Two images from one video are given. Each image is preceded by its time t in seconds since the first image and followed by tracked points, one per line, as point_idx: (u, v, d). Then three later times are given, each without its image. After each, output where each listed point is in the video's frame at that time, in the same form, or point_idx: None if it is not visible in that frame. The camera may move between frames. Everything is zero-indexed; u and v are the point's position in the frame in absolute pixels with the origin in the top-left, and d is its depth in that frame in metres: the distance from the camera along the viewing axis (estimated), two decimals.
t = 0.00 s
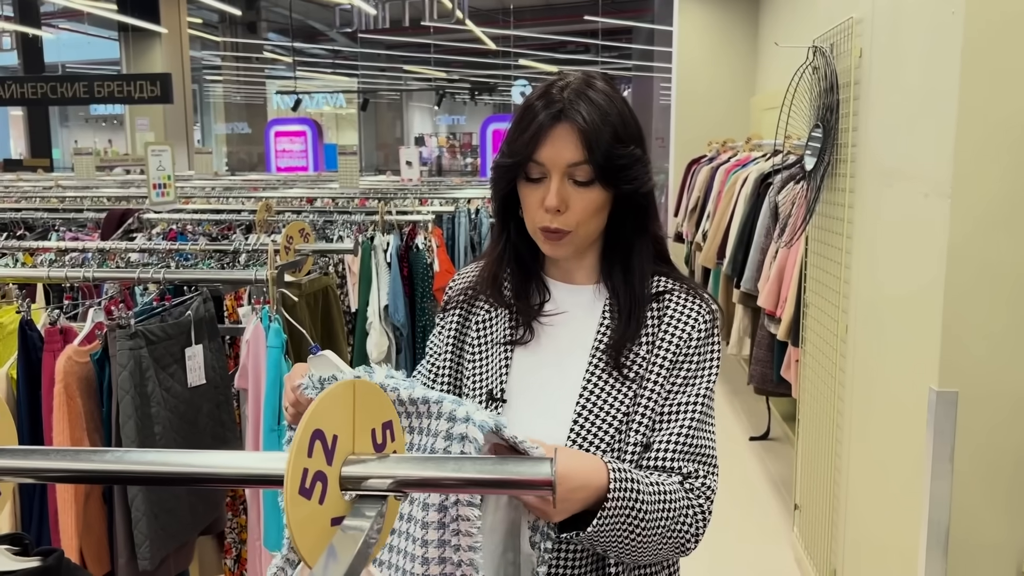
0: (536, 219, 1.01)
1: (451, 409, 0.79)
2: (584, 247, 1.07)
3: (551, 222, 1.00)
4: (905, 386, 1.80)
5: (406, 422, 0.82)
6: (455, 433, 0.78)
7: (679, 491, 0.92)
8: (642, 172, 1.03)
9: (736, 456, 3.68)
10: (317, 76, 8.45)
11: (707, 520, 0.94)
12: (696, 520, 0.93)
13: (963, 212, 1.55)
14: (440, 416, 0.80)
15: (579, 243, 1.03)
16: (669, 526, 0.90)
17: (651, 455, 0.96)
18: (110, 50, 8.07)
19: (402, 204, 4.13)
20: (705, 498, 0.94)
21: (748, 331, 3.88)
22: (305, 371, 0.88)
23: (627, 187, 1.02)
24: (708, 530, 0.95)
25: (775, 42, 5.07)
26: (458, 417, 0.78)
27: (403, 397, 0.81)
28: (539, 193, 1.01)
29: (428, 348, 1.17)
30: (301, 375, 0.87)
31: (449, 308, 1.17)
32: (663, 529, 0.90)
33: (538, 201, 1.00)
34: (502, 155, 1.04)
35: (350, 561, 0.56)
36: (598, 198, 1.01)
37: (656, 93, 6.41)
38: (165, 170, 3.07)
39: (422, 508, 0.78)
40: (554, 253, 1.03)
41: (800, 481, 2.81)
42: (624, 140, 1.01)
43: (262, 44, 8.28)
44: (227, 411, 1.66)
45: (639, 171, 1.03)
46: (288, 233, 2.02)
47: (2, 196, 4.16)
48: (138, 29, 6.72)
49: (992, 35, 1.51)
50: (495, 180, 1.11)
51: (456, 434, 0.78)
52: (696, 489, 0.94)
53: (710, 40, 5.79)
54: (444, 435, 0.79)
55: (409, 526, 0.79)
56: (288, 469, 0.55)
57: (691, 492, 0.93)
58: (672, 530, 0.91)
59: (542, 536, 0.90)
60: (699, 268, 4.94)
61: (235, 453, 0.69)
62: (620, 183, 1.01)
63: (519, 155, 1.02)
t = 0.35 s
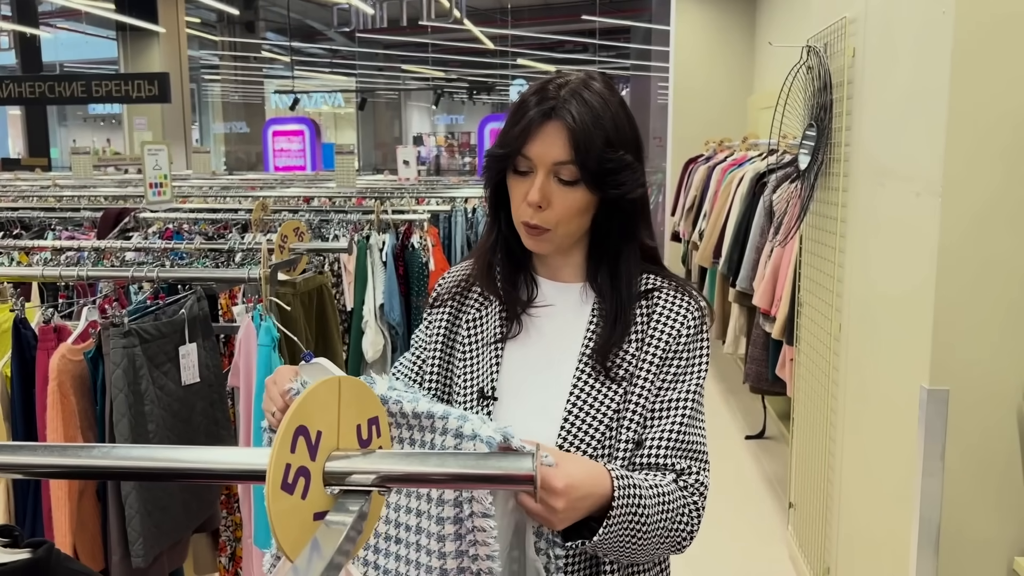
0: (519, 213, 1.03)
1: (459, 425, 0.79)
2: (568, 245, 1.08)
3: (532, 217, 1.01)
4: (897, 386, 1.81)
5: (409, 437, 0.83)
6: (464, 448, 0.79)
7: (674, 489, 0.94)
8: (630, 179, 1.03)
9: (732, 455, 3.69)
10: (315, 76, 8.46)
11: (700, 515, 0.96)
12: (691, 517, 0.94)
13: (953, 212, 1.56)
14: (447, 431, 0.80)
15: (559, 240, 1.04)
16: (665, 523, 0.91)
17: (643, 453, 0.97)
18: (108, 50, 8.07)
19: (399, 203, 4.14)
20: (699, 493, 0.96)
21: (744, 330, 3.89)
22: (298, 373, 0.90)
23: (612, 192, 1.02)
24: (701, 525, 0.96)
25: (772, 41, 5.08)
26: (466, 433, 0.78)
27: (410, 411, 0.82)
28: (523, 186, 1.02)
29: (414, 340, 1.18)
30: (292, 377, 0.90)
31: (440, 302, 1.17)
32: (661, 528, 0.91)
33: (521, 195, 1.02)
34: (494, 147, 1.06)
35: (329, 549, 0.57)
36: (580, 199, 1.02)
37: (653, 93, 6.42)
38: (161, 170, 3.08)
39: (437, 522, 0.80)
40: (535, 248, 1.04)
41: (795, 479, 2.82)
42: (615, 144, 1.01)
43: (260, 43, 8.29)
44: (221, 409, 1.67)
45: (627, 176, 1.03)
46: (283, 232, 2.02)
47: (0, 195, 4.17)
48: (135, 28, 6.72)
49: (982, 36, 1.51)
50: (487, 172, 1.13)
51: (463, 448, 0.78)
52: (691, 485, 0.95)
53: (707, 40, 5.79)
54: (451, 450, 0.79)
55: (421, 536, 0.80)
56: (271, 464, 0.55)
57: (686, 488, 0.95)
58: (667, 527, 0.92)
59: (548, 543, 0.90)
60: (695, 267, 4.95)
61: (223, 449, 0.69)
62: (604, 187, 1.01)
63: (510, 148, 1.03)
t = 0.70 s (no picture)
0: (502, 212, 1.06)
1: (465, 407, 0.79)
2: (558, 241, 1.08)
3: (512, 213, 1.04)
4: (892, 385, 1.81)
5: (412, 418, 0.82)
6: (470, 431, 0.78)
7: (669, 493, 0.94)
8: (595, 163, 1.03)
9: (730, 456, 3.69)
10: (315, 77, 8.48)
11: (693, 520, 0.97)
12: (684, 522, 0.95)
13: (947, 213, 1.56)
14: (453, 412, 0.79)
15: (544, 234, 1.06)
16: (658, 527, 0.92)
17: (637, 455, 0.97)
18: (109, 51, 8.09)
19: (398, 203, 4.15)
20: (691, 498, 0.97)
21: (743, 330, 3.89)
22: (296, 352, 0.91)
23: (580, 181, 1.03)
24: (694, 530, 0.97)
25: (771, 42, 5.09)
26: (473, 415, 0.77)
27: (415, 390, 0.81)
28: (502, 185, 1.06)
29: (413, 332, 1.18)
30: (290, 356, 0.90)
31: (440, 296, 1.17)
32: (656, 532, 0.92)
33: (500, 194, 1.05)
34: (473, 152, 1.10)
35: (313, 544, 0.57)
36: (556, 190, 1.03)
37: (653, 94, 6.42)
38: (159, 170, 3.08)
39: (441, 502, 0.77)
40: (523, 245, 1.07)
41: (792, 480, 2.82)
42: (578, 130, 1.02)
43: (261, 45, 8.30)
44: (216, 409, 1.68)
45: (595, 162, 1.03)
46: (278, 232, 2.03)
47: None
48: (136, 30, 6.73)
49: (975, 36, 1.52)
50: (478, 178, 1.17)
51: (469, 431, 0.78)
52: (684, 490, 0.96)
53: (707, 40, 5.79)
54: (457, 432, 0.79)
55: (424, 517, 0.78)
56: (252, 458, 0.56)
57: (679, 494, 0.96)
58: (661, 532, 0.92)
59: (546, 550, 0.87)
60: (694, 268, 4.95)
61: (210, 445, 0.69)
62: (569, 175, 1.02)
63: (485, 151, 1.07)
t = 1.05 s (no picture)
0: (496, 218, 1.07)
1: (462, 406, 0.78)
2: (552, 241, 1.09)
3: (505, 217, 1.05)
4: (888, 386, 1.81)
5: (409, 417, 0.82)
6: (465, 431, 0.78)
7: (664, 498, 0.94)
8: (578, 158, 1.03)
9: (730, 457, 3.68)
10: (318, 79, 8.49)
11: (687, 524, 0.97)
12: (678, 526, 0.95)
13: (942, 214, 1.56)
14: (448, 412, 0.79)
15: (538, 234, 1.06)
16: (653, 532, 0.92)
17: (633, 459, 0.97)
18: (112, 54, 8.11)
19: (398, 206, 4.15)
20: (687, 502, 0.97)
21: (743, 332, 3.89)
22: (298, 349, 0.92)
23: (564, 175, 1.03)
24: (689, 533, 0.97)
25: (771, 43, 5.09)
26: (468, 415, 0.77)
27: (412, 389, 0.81)
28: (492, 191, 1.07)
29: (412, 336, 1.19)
30: (292, 352, 0.92)
31: (439, 298, 1.18)
32: (650, 535, 0.92)
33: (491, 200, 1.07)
34: (462, 161, 1.12)
35: (296, 542, 0.58)
36: (544, 189, 1.03)
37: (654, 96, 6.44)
38: (160, 172, 3.08)
39: (433, 500, 0.76)
40: (520, 247, 1.08)
41: (790, 481, 2.82)
42: (557, 127, 1.02)
43: (263, 47, 8.31)
44: (213, 410, 1.69)
45: (577, 158, 1.03)
46: (275, 234, 2.04)
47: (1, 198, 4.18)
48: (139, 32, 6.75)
49: (971, 37, 1.52)
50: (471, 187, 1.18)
51: (464, 431, 0.77)
52: (679, 494, 0.96)
53: (708, 42, 5.80)
54: (452, 432, 0.78)
55: (416, 516, 0.77)
56: (238, 457, 0.56)
57: (674, 497, 0.96)
58: (655, 536, 0.93)
59: (540, 553, 0.87)
60: (696, 270, 4.94)
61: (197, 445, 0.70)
62: (553, 173, 1.02)
63: (473, 159, 1.09)
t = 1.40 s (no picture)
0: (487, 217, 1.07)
1: (450, 400, 0.75)
2: (542, 242, 1.09)
3: (495, 216, 1.05)
4: (884, 387, 1.80)
5: (397, 412, 0.78)
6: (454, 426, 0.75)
7: (654, 495, 0.94)
8: (569, 157, 1.03)
9: (730, 458, 3.68)
10: (321, 82, 8.50)
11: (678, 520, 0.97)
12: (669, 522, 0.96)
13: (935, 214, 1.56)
14: (437, 406, 0.75)
15: (529, 233, 1.06)
16: (644, 528, 0.92)
17: (623, 456, 0.97)
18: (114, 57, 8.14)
19: (398, 208, 4.16)
20: (677, 499, 0.97)
21: (744, 333, 3.88)
22: (288, 345, 0.91)
23: (553, 174, 1.03)
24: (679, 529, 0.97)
25: (772, 45, 5.10)
26: (457, 409, 0.74)
27: (402, 383, 0.77)
28: (483, 190, 1.07)
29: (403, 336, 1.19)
30: (282, 349, 0.91)
31: (430, 300, 1.17)
32: (640, 532, 0.92)
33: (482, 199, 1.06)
34: (452, 162, 1.12)
35: (274, 536, 0.57)
36: (535, 188, 1.03)
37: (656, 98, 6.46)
38: (159, 175, 3.09)
39: (423, 495, 0.74)
40: (511, 246, 1.08)
41: (789, 483, 2.81)
42: (548, 127, 1.02)
43: (265, 50, 8.33)
44: (208, 411, 1.69)
45: (568, 157, 1.03)
46: (272, 235, 2.03)
47: (3, 201, 4.20)
48: (141, 36, 6.78)
49: (963, 38, 1.52)
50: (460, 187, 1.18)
51: (454, 425, 0.74)
52: (669, 490, 0.96)
53: (709, 44, 5.81)
54: (443, 426, 0.75)
55: (405, 511, 0.75)
56: (216, 455, 0.57)
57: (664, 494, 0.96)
58: (646, 532, 0.93)
59: (530, 546, 0.87)
60: (696, 271, 4.94)
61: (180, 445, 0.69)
62: (543, 172, 1.02)
63: (463, 160, 1.09)
